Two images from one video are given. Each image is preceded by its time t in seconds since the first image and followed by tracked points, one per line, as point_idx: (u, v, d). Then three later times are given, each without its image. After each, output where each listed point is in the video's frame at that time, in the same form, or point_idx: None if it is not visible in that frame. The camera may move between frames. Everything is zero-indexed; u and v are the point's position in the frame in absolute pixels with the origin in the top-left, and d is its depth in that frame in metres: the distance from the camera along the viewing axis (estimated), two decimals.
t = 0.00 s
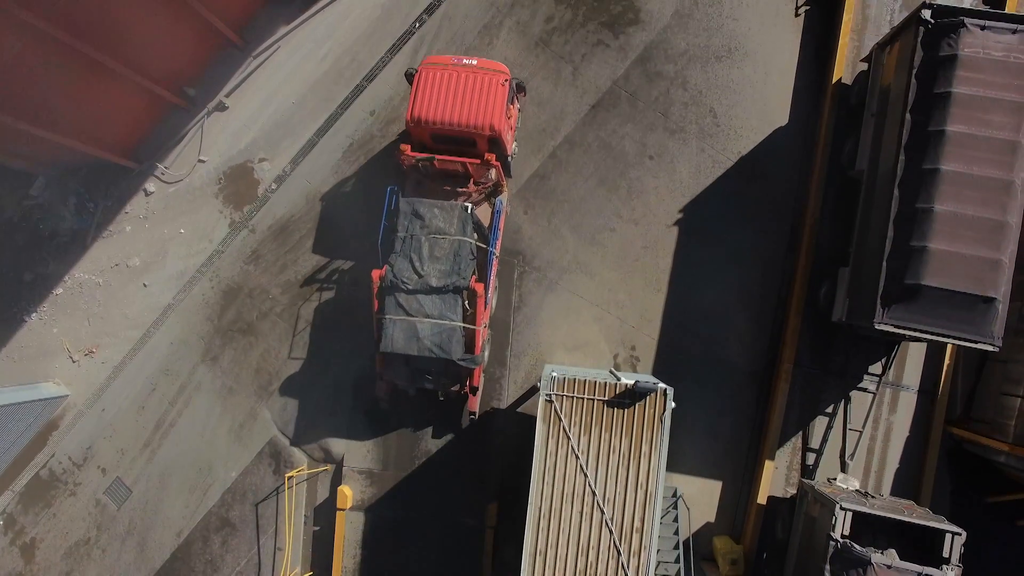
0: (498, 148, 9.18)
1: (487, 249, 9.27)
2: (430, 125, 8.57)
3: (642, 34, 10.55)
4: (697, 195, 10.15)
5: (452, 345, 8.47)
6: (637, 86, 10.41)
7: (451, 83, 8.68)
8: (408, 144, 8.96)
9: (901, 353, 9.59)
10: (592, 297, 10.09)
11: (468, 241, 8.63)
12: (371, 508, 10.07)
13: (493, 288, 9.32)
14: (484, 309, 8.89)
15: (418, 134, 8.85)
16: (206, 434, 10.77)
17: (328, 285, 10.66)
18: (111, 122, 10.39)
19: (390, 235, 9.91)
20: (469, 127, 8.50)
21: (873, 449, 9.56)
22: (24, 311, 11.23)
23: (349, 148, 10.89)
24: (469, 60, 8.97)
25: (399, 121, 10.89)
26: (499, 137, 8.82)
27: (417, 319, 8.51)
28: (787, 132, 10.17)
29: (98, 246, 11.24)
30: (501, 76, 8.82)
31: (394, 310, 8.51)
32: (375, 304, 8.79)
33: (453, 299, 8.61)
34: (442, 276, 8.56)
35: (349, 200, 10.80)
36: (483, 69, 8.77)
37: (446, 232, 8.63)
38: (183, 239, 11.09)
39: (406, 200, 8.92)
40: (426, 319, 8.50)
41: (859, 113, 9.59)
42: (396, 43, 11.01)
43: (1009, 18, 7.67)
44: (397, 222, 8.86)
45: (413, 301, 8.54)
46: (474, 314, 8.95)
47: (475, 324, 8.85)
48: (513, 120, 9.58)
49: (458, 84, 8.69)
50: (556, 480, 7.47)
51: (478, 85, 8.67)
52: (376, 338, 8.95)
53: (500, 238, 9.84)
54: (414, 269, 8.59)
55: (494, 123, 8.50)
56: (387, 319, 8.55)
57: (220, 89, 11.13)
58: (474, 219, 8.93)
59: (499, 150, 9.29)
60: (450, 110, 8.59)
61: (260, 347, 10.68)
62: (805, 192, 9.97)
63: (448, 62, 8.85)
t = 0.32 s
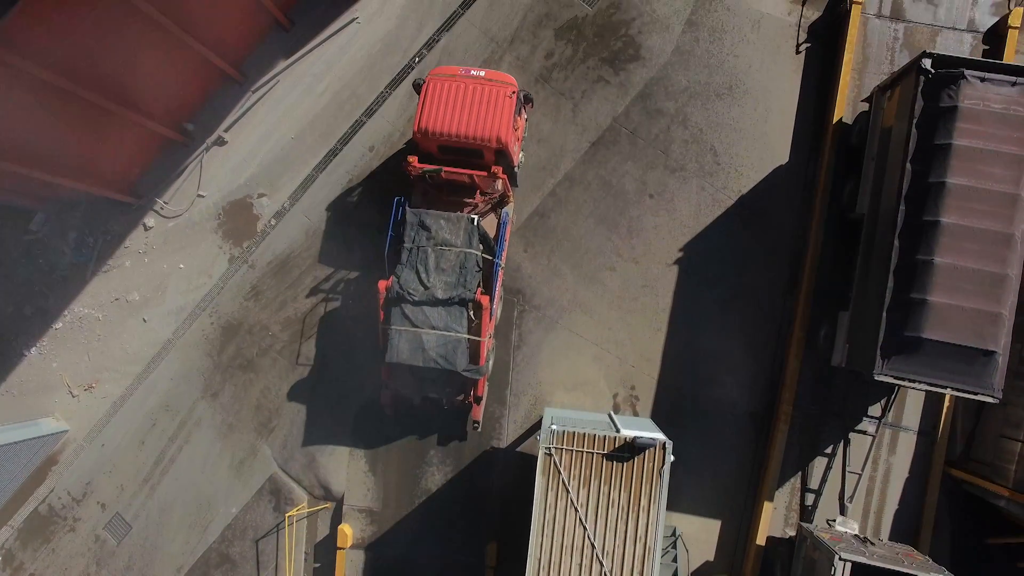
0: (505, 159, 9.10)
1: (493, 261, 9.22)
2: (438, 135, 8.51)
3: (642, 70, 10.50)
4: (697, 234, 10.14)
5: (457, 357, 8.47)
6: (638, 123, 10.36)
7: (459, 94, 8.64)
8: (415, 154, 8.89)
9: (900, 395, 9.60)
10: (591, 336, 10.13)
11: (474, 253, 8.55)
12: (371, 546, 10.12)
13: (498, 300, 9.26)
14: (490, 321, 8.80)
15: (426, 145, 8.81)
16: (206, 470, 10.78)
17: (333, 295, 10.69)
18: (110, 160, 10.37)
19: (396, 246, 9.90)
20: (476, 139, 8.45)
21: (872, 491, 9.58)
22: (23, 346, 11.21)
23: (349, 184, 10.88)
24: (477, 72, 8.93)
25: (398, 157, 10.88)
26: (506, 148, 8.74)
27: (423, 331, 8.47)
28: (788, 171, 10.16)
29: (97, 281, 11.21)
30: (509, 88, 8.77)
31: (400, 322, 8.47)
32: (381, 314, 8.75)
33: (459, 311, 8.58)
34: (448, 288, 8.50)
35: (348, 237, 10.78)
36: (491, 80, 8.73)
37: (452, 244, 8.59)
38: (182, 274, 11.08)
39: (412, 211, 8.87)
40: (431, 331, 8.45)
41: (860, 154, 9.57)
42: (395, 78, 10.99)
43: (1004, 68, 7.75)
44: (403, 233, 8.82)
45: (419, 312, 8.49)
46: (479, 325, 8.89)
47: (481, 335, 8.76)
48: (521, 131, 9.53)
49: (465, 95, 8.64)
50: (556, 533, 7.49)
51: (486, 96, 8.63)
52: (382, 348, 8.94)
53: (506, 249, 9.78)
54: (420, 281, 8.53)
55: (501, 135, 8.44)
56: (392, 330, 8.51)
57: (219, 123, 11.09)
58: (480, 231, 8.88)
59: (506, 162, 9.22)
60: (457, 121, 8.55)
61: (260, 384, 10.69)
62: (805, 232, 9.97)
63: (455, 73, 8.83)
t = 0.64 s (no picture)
0: (512, 171, 9.11)
1: (499, 272, 9.28)
2: (445, 147, 8.51)
3: (643, 107, 10.42)
4: (698, 274, 10.11)
5: (462, 368, 8.54)
6: (638, 161, 10.29)
7: (467, 106, 8.59)
8: (422, 165, 8.89)
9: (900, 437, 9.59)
10: (591, 375, 10.14)
11: (480, 265, 8.61)
12: None
13: (503, 311, 9.33)
14: (495, 333, 8.89)
15: (434, 155, 8.81)
16: (206, 506, 10.77)
17: (339, 304, 10.72)
18: (106, 197, 10.27)
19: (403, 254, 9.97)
20: (483, 152, 8.45)
21: (872, 532, 9.59)
22: (21, 382, 11.14)
23: (348, 219, 10.83)
24: (485, 82, 8.85)
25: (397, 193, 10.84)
26: (513, 160, 8.73)
27: (429, 342, 8.53)
28: (789, 211, 10.13)
29: (96, 316, 11.18)
30: (518, 98, 8.69)
31: (406, 332, 8.55)
32: (387, 324, 8.84)
33: (464, 323, 8.67)
34: (454, 300, 8.59)
35: (348, 273, 10.77)
36: (499, 91, 8.67)
37: (458, 256, 8.64)
38: (181, 309, 11.06)
39: (419, 221, 8.90)
40: (437, 342, 8.52)
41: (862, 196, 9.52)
42: (394, 113, 10.94)
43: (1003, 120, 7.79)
44: (410, 243, 8.87)
45: (424, 323, 8.56)
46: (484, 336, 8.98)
47: (485, 347, 8.85)
48: (529, 141, 9.46)
49: (473, 106, 8.59)
50: None
51: (494, 107, 8.58)
52: (388, 356, 9.03)
53: (512, 259, 9.82)
54: (427, 291, 8.61)
55: (509, 147, 8.42)
56: (398, 340, 8.59)
57: (217, 158, 11.04)
58: (486, 242, 8.90)
59: (513, 173, 9.22)
60: (465, 133, 8.52)
61: (259, 422, 10.67)
62: (806, 274, 9.96)
63: (464, 83, 8.76)
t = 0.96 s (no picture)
0: (518, 180, 9.09)
1: (504, 282, 9.26)
2: (452, 156, 8.52)
3: (643, 139, 10.35)
4: (698, 309, 10.12)
5: (467, 377, 8.54)
6: (639, 195, 10.24)
7: (473, 115, 8.60)
8: (428, 174, 8.88)
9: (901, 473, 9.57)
10: (591, 409, 10.15)
11: (485, 275, 8.58)
12: None
13: (508, 321, 9.33)
14: (499, 342, 8.90)
15: (440, 163, 8.81)
16: (205, 538, 10.75)
17: (343, 312, 10.71)
18: (104, 231, 10.17)
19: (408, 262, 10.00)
20: (489, 161, 8.45)
21: (872, 568, 9.59)
22: (19, 412, 11.07)
23: (347, 251, 10.79)
24: (492, 91, 8.87)
25: (395, 225, 10.79)
26: (519, 170, 8.73)
27: (433, 351, 8.54)
28: (789, 247, 10.13)
29: (95, 347, 11.13)
30: (524, 108, 8.70)
31: (410, 341, 8.56)
32: (392, 332, 8.87)
33: (469, 332, 8.66)
34: (459, 309, 8.57)
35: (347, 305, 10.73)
36: (506, 100, 8.68)
37: (464, 265, 8.63)
38: (180, 341, 11.03)
39: (425, 230, 8.89)
40: (442, 352, 8.52)
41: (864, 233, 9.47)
42: (393, 143, 10.89)
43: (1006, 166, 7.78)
44: (416, 252, 8.87)
45: (429, 333, 8.56)
46: (489, 346, 9.00)
47: (490, 356, 8.85)
48: (535, 150, 9.46)
49: (480, 115, 8.61)
50: None
51: (501, 117, 8.61)
52: (393, 364, 9.06)
53: (517, 269, 9.79)
54: (432, 301, 8.59)
55: (515, 156, 8.41)
56: (403, 348, 8.61)
57: (216, 189, 10.99)
58: (492, 252, 8.87)
59: (519, 182, 9.20)
60: (471, 142, 8.53)
61: (259, 454, 10.67)
62: (806, 309, 9.97)
63: (471, 92, 8.77)
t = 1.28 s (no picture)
0: (525, 190, 9.06)
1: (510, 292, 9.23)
2: (460, 166, 8.49)
3: (644, 177, 10.28)
4: (699, 347, 10.11)
5: (473, 388, 8.50)
6: (639, 233, 10.21)
7: (482, 125, 8.55)
8: (435, 183, 8.82)
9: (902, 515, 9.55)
10: (591, 447, 10.15)
11: (492, 286, 8.58)
12: None
13: (514, 331, 9.32)
14: (505, 353, 8.88)
15: (448, 173, 8.79)
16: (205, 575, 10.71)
17: (349, 322, 10.73)
18: (104, 269, 10.15)
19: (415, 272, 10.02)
20: (498, 171, 8.41)
21: None
22: (16, 448, 10.95)
23: (347, 287, 10.77)
24: (501, 101, 8.83)
25: (395, 260, 10.75)
26: (527, 181, 8.69)
27: (440, 362, 8.49)
28: (790, 285, 10.10)
29: (93, 382, 11.07)
30: (533, 118, 8.65)
31: (417, 351, 8.55)
32: (399, 342, 8.85)
33: (475, 343, 8.62)
34: (466, 320, 8.57)
35: (347, 342, 10.72)
36: (515, 111, 8.65)
37: (471, 276, 8.61)
38: (179, 376, 10.99)
39: (432, 240, 8.87)
40: (448, 362, 8.48)
41: (865, 273, 9.44)
42: (393, 178, 10.85)
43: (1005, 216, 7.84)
44: (423, 262, 8.85)
45: (436, 343, 8.52)
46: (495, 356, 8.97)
47: (496, 367, 8.81)
48: (543, 160, 9.43)
49: (489, 125, 8.56)
50: None
51: (510, 127, 8.54)
52: (399, 374, 9.03)
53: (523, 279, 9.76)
54: (438, 311, 8.57)
55: (523, 167, 8.37)
56: (410, 358, 8.59)
57: (214, 224, 10.95)
58: (499, 263, 8.88)
59: (526, 193, 9.19)
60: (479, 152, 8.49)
61: (259, 491, 10.64)
62: (806, 349, 9.97)
63: (479, 102, 8.73)
